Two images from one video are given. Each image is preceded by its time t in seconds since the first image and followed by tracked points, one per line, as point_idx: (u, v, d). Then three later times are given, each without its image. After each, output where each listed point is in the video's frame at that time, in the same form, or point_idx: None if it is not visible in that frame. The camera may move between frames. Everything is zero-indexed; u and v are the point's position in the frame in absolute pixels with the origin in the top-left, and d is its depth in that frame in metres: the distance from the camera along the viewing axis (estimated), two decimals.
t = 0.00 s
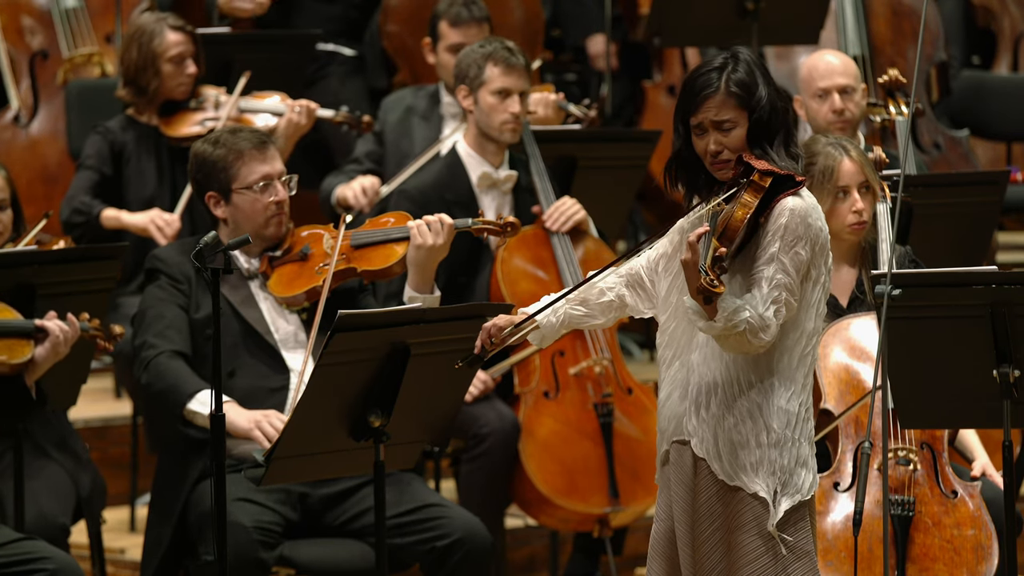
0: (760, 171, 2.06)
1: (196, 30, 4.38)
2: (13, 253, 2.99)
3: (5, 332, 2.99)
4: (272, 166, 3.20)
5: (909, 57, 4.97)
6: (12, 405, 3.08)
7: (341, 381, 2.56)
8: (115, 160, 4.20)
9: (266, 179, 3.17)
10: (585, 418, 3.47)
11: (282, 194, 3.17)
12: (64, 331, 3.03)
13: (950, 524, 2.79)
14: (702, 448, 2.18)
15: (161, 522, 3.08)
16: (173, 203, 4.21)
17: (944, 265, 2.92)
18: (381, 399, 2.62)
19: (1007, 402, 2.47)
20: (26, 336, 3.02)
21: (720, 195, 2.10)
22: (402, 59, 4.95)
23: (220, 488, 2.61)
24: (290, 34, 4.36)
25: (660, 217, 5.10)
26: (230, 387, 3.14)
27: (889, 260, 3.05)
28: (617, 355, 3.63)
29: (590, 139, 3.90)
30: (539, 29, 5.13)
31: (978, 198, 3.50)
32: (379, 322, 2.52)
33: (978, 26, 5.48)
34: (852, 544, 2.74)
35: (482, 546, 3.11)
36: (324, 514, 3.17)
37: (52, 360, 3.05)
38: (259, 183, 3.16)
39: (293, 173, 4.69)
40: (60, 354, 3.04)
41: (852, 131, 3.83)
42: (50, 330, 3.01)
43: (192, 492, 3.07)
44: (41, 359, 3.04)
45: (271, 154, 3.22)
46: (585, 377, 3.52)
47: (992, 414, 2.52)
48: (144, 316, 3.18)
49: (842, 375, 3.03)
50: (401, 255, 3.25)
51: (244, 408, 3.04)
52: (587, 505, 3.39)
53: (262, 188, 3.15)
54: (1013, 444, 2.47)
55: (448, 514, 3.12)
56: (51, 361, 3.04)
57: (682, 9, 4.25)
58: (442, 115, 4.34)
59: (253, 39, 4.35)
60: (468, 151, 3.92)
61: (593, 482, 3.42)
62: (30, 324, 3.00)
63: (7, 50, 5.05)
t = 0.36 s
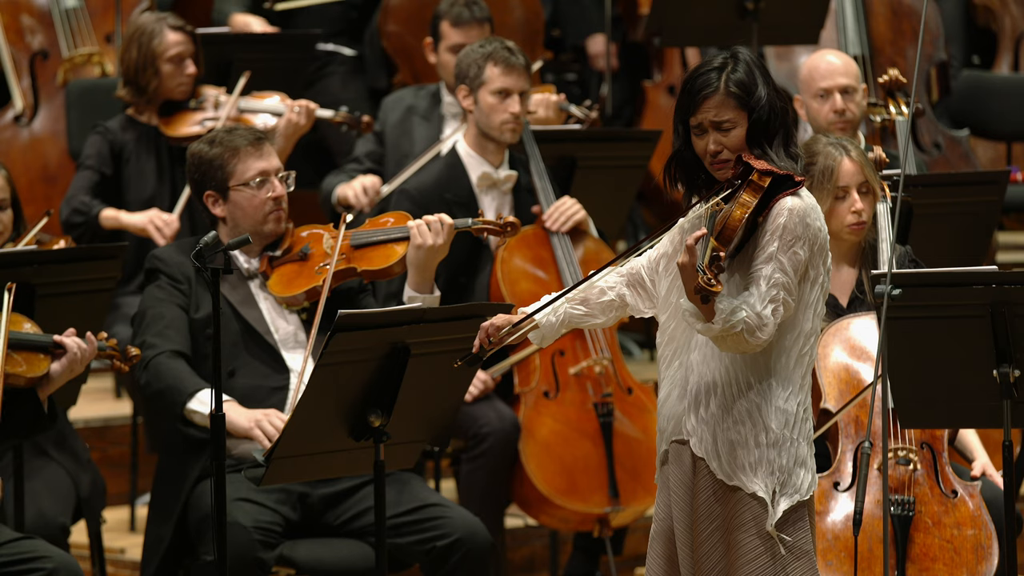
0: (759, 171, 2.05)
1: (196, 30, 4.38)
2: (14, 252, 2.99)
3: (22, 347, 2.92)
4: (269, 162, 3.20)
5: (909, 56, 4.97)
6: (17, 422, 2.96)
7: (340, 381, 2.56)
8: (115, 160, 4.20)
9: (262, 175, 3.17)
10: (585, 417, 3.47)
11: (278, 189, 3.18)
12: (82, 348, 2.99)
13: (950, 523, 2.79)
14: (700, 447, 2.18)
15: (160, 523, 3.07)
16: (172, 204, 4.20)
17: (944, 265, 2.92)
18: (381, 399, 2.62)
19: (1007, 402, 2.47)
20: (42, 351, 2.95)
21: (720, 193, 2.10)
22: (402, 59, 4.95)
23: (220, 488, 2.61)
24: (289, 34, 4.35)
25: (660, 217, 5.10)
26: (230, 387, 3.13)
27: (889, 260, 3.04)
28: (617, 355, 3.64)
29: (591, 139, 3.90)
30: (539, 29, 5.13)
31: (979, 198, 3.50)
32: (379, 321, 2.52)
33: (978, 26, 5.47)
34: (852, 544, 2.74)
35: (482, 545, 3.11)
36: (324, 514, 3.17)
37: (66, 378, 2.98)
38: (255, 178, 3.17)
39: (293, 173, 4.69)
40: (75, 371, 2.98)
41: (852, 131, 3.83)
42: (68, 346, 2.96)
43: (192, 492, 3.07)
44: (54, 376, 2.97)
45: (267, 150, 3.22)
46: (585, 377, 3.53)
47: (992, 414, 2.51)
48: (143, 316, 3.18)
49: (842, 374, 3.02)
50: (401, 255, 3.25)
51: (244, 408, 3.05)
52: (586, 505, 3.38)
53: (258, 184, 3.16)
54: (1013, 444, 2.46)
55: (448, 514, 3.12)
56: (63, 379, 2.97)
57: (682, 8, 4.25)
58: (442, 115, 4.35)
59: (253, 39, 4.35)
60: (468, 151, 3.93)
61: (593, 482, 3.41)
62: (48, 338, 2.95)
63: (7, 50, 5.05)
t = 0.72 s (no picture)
0: (763, 172, 2.05)
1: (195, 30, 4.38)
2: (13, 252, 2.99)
3: (31, 348, 2.97)
4: (268, 161, 3.20)
5: (909, 56, 4.96)
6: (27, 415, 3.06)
7: (340, 381, 2.56)
8: (114, 161, 4.20)
9: (262, 174, 3.17)
10: (585, 417, 3.48)
11: (278, 188, 3.18)
12: (89, 348, 3.00)
13: (950, 523, 2.80)
14: (703, 448, 2.18)
15: (160, 523, 3.07)
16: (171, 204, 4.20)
17: (945, 265, 2.92)
18: (381, 399, 2.62)
19: (1007, 401, 2.47)
20: (50, 351, 2.99)
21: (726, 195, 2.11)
22: (403, 60, 4.96)
23: (220, 488, 2.61)
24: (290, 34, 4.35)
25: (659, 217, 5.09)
26: (230, 386, 3.13)
27: (889, 260, 3.03)
28: (617, 355, 3.64)
29: (591, 139, 3.89)
30: (540, 29, 5.13)
31: (979, 198, 3.50)
32: (379, 321, 2.52)
33: (978, 26, 5.47)
34: (852, 544, 2.75)
35: (483, 545, 3.11)
36: (324, 514, 3.17)
37: (75, 376, 3.03)
38: (254, 178, 3.17)
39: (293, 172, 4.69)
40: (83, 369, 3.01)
41: (852, 132, 3.83)
42: (75, 348, 2.98)
43: (192, 492, 3.07)
44: (63, 374, 3.02)
45: (266, 149, 3.22)
46: (585, 377, 3.53)
47: (993, 414, 2.51)
48: (144, 316, 3.18)
49: (842, 374, 3.03)
50: (401, 255, 3.24)
51: (245, 406, 3.05)
52: (586, 505, 3.38)
53: (258, 183, 3.17)
54: (1013, 444, 2.46)
55: (448, 514, 3.12)
56: (72, 377, 3.01)
57: (682, 8, 4.25)
58: (443, 114, 4.38)
59: (253, 39, 4.35)
60: (468, 151, 3.93)
61: (593, 482, 3.41)
62: (55, 339, 2.97)
63: (7, 50, 5.06)
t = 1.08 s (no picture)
0: (774, 173, 2.09)
1: (195, 30, 4.37)
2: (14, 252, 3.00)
3: (34, 344, 2.91)
4: (270, 161, 3.20)
5: (909, 56, 4.96)
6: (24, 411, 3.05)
7: (340, 381, 2.56)
8: (113, 161, 4.20)
9: (263, 173, 3.18)
10: (585, 417, 3.48)
11: (279, 188, 3.18)
12: (90, 343, 2.94)
13: (950, 523, 2.79)
14: (709, 449, 2.18)
15: (161, 523, 3.07)
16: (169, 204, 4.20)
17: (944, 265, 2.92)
18: (381, 399, 2.62)
19: (1008, 402, 2.46)
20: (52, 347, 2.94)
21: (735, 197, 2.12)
22: (403, 60, 4.98)
23: (220, 488, 2.61)
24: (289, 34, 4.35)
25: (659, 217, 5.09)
26: (230, 386, 3.13)
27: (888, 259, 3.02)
28: (617, 355, 3.64)
29: (592, 139, 3.89)
30: (540, 29, 5.13)
31: (980, 198, 3.50)
32: (379, 321, 2.51)
33: (977, 26, 5.47)
34: (852, 544, 2.75)
35: (483, 545, 3.11)
36: (324, 514, 3.17)
37: (76, 372, 2.96)
38: (256, 177, 3.17)
39: (293, 172, 4.69)
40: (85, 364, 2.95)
41: (852, 132, 3.83)
42: (76, 342, 2.93)
43: (192, 492, 3.07)
44: (65, 369, 2.96)
45: (267, 149, 3.22)
46: (585, 377, 3.53)
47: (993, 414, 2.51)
48: (144, 316, 3.18)
49: (842, 374, 3.02)
50: (402, 255, 3.23)
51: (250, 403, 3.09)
52: (586, 505, 3.38)
53: (260, 183, 3.17)
54: (1013, 444, 2.46)
55: (448, 515, 3.12)
56: (73, 372, 2.95)
57: (682, 8, 4.25)
58: (445, 114, 4.36)
59: (253, 39, 4.34)
60: (468, 151, 3.93)
61: (593, 482, 3.41)
62: (56, 334, 2.92)
63: (7, 50, 5.05)
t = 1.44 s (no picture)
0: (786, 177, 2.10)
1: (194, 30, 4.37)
2: (14, 252, 3.00)
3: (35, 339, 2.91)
4: (274, 162, 3.22)
5: (909, 56, 4.96)
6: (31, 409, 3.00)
7: (340, 381, 2.56)
8: (113, 162, 4.20)
9: (267, 174, 3.18)
10: (585, 417, 3.47)
11: (283, 189, 3.18)
12: (91, 337, 2.94)
13: (950, 524, 2.79)
14: (716, 450, 2.19)
15: (161, 523, 3.07)
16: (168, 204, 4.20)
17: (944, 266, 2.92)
18: (381, 399, 2.62)
19: (1008, 402, 2.46)
20: (54, 340, 2.94)
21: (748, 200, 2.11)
22: (402, 59, 5.01)
23: (220, 489, 2.61)
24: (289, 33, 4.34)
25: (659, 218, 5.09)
26: (231, 386, 3.13)
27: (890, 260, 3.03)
28: (617, 355, 3.64)
29: (592, 139, 3.88)
30: (539, 29, 5.13)
31: (980, 198, 3.50)
32: (379, 321, 2.52)
33: (977, 26, 5.47)
34: (852, 545, 2.75)
35: (483, 545, 3.11)
36: (324, 514, 3.17)
37: (77, 366, 2.96)
38: (260, 178, 3.18)
39: (293, 172, 4.69)
40: (85, 357, 2.94)
41: (853, 133, 3.82)
42: (76, 336, 2.92)
43: (192, 493, 3.07)
44: (66, 364, 2.95)
45: (272, 151, 3.23)
46: (585, 377, 3.53)
47: (994, 414, 2.51)
48: (145, 316, 3.18)
49: (842, 374, 3.02)
50: (403, 257, 3.24)
51: (253, 402, 3.09)
52: (586, 505, 3.38)
53: (264, 184, 3.17)
54: (1013, 444, 2.45)
55: (448, 515, 3.12)
56: (74, 367, 2.95)
57: (682, 8, 4.25)
58: (445, 113, 4.36)
59: (253, 39, 4.34)
60: (468, 151, 3.93)
61: (593, 482, 3.41)
62: (57, 328, 2.92)
63: (7, 50, 5.05)
